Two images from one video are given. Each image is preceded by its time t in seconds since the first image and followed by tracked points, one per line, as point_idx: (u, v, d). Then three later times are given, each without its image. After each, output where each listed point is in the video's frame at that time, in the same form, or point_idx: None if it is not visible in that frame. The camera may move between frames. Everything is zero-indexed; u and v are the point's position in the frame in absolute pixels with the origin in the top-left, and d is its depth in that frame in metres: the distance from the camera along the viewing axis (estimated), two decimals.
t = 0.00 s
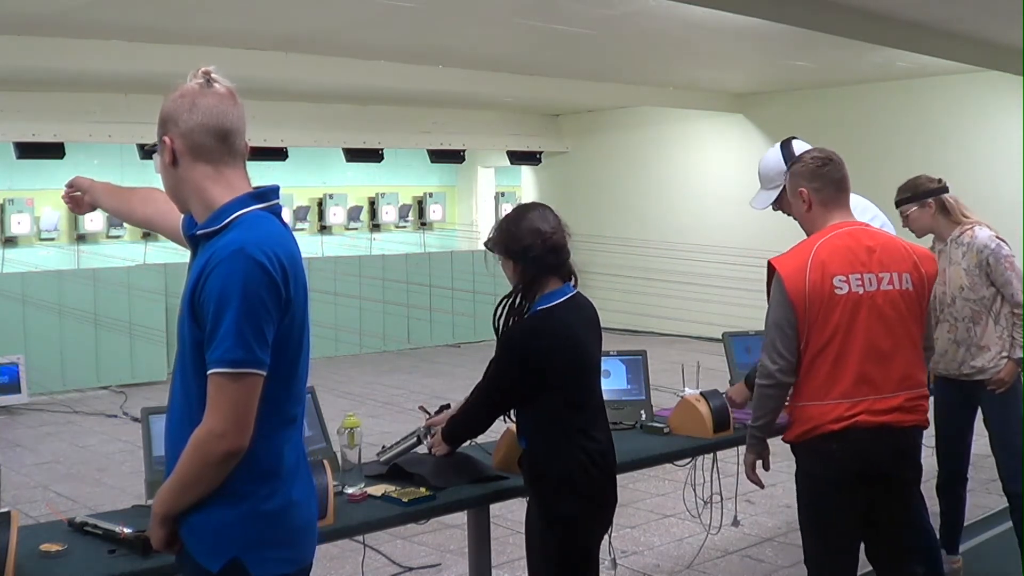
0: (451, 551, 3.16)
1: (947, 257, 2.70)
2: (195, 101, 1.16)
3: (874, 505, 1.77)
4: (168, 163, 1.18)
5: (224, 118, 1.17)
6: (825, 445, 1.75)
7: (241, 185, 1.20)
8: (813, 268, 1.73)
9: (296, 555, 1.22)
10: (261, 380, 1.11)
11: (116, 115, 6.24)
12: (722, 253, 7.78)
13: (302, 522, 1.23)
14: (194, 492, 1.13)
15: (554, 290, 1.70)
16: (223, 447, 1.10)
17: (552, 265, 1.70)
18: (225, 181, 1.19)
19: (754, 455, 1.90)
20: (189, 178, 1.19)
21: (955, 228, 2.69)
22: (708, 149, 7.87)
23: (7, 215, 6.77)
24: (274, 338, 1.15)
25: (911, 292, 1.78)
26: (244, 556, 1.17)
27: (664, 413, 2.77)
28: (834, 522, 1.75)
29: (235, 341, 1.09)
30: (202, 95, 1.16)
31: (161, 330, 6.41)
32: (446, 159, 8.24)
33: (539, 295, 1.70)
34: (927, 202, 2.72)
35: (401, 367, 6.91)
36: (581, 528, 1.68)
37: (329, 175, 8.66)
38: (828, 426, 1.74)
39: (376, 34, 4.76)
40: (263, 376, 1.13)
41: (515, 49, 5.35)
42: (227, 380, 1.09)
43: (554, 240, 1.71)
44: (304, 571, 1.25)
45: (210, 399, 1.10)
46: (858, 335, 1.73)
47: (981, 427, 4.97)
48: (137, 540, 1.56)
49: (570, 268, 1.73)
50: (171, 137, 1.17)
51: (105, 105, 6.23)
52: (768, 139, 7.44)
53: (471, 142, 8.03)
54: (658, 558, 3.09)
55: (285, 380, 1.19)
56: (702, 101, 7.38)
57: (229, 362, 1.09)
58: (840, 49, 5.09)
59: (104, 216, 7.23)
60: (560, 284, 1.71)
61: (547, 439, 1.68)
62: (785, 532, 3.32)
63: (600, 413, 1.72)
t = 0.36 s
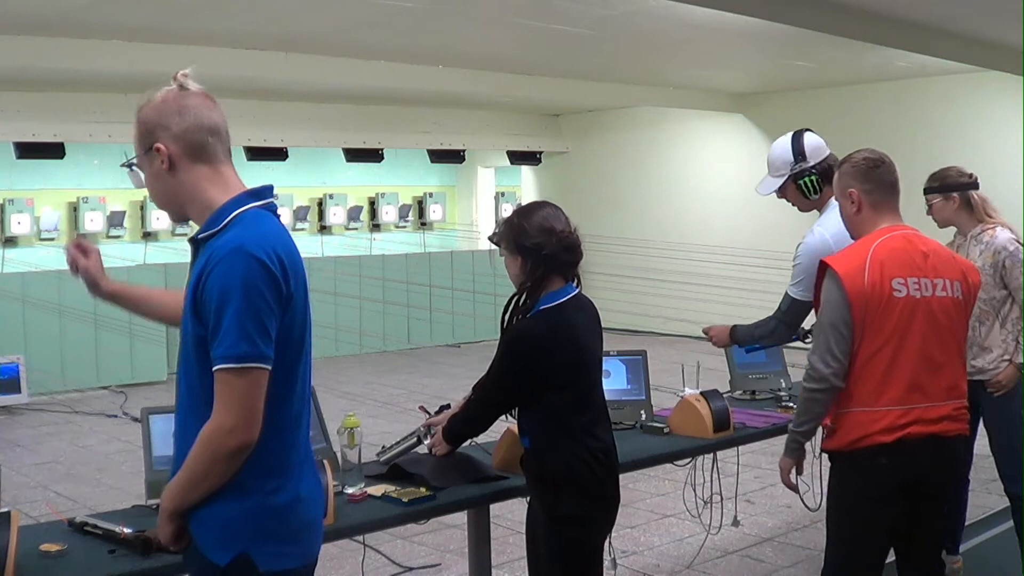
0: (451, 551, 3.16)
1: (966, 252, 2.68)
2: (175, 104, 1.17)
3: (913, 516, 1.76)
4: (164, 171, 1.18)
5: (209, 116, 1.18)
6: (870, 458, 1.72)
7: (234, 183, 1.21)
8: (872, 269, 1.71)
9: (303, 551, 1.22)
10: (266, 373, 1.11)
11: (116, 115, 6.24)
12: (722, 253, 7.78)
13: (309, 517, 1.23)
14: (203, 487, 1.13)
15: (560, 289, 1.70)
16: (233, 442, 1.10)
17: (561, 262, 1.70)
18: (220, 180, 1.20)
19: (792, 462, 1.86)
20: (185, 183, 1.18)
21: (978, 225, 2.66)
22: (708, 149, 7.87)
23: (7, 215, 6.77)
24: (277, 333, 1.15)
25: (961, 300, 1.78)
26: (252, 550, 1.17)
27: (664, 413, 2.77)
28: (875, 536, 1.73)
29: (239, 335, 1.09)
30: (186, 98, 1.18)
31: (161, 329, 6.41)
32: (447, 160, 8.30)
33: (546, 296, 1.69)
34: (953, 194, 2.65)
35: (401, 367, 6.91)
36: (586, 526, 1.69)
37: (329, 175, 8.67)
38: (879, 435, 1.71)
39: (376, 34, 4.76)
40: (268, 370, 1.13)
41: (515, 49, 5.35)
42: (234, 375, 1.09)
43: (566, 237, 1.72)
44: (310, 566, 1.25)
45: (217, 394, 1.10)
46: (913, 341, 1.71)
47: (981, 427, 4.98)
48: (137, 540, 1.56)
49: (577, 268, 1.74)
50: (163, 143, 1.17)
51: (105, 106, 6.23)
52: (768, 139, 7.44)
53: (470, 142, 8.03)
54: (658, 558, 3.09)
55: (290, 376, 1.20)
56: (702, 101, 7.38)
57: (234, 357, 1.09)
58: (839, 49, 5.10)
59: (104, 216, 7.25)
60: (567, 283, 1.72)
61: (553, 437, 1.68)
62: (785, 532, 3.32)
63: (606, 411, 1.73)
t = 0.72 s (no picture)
0: (451, 551, 3.16)
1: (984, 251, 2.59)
2: (143, 118, 1.17)
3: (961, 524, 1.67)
4: (157, 185, 1.17)
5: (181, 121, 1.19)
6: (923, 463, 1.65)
7: (222, 182, 1.22)
8: (936, 259, 1.64)
9: (315, 553, 1.23)
10: (275, 373, 1.11)
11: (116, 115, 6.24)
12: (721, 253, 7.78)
13: (321, 519, 1.23)
14: (213, 492, 1.13)
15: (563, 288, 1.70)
16: (246, 445, 1.10)
17: (565, 263, 1.70)
18: (208, 182, 1.20)
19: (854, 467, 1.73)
20: (179, 193, 1.18)
21: (998, 224, 2.56)
22: (708, 149, 7.87)
23: (7, 215, 6.77)
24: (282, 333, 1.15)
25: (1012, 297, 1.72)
26: (262, 552, 1.17)
27: (665, 412, 2.76)
28: (929, 546, 1.65)
29: (244, 335, 1.09)
30: (157, 107, 1.18)
31: (161, 329, 6.42)
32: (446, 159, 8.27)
33: (555, 295, 1.69)
34: (981, 189, 2.57)
35: (400, 367, 6.91)
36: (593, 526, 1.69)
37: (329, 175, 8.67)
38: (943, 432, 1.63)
39: (376, 33, 4.76)
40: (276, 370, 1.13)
41: (515, 49, 5.35)
42: (242, 377, 1.09)
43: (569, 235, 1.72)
44: (321, 569, 1.25)
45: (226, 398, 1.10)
46: (976, 336, 1.64)
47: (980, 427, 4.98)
48: (137, 540, 1.56)
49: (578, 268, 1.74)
50: (148, 155, 1.16)
51: (105, 105, 6.23)
52: (767, 139, 7.44)
53: (471, 142, 8.03)
54: (658, 558, 3.09)
55: (297, 376, 1.20)
56: (702, 101, 7.38)
57: (240, 358, 1.09)
58: (839, 49, 5.09)
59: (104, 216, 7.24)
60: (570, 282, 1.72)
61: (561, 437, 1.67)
62: (785, 532, 3.32)
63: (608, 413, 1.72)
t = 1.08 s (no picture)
0: (451, 551, 3.16)
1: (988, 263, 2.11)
2: (131, 124, 1.17)
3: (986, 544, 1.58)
4: (152, 189, 1.17)
5: (174, 123, 1.19)
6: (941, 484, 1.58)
7: (218, 184, 1.22)
8: (966, 265, 1.53)
9: (315, 558, 1.22)
10: (267, 380, 1.11)
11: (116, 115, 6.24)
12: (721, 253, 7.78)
13: (323, 525, 1.23)
14: (209, 498, 1.14)
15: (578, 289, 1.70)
16: (239, 453, 1.10)
17: (580, 260, 1.71)
18: (204, 184, 1.20)
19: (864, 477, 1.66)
20: (173, 198, 1.18)
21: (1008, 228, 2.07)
22: (708, 148, 7.87)
23: (7, 215, 6.77)
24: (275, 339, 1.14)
25: None
26: (261, 557, 1.17)
27: (664, 412, 2.76)
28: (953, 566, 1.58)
29: (234, 343, 1.09)
30: (150, 113, 1.18)
31: (161, 329, 6.42)
32: (446, 159, 8.28)
33: (568, 296, 1.69)
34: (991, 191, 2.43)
35: (400, 368, 6.91)
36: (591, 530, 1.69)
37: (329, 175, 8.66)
38: (967, 450, 1.54)
39: (376, 34, 4.76)
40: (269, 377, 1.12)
41: (515, 49, 5.35)
42: (234, 386, 1.09)
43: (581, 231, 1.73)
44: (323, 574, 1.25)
45: (218, 406, 1.10)
46: (1007, 349, 1.53)
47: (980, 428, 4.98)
48: (137, 540, 1.56)
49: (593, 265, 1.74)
50: (145, 162, 1.16)
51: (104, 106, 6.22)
52: (767, 138, 7.44)
53: (470, 142, 8.03)
54: (658, 558, 3.09)
55: (295, 381, 1.19)
56: (701, 101, 7.38)
57: (230, 366, 1.09)
58: (839, 49, 5.09)
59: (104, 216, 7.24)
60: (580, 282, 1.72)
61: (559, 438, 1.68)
62: (785, 532, 3.32)
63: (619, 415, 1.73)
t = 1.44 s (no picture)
0: (451, 551, 3.15)
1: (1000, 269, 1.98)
2: (144, 122, 1.18)
3: None
4: (155, 189, 1.19)
5: (172, 130, 1.17)
6: (966, 533, 1.41)
7: (223, 183, 1.21)
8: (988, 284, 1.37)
9: (313, 556, 1.22)
10: (266, 376, 1.11)
11: (116, 115, 6.24)
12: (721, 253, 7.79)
13: (322, 523, 1.23)
14: (208, 492, 1.13)
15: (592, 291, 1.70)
16: (240, 446, 1.10)
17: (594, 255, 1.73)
18: (206, 185, 1.19)
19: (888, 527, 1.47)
20: (174, 199, 1.19)
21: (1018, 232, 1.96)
22: (708, 148, 7.87)
23: (7, 215, 6.77)
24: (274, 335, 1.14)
25: None
26: (260, 553, 1.17)
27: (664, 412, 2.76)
28: None
29: (233, 338, 1.09)
30: (166, 111, 1.18)
31: (161, 329, 6.42)
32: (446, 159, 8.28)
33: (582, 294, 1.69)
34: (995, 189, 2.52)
35: (400, 368, 6.90)
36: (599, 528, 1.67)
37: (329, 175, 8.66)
38: (991, 489, 1.38)
39: (376, 34, 4.76)
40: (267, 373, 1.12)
41: (514, 49, 5.35)
42: (233, 380, 1.09)
43: (597, 227, 1.72)
44: (321, 571, 1.25)
45: (219, 400, 1.10)
46: None
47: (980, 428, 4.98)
48: (137, 540, 1.56)
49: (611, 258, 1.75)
50: (146, 166, 1.17)
51: (104, 106, 6.21)
52: (767, 138, 7.44)
53: (470, 143, 8.03)
54: (658, 558, 3.09)
55: (296, 377, 1.18)
56: (701, 101, 7.38)
57: (228, 361, 1.08)
58: (839, 49, 5.09)
59: (104, 216, 7.24)
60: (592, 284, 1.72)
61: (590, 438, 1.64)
62: (785, 532, 3.32)
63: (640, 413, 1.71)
